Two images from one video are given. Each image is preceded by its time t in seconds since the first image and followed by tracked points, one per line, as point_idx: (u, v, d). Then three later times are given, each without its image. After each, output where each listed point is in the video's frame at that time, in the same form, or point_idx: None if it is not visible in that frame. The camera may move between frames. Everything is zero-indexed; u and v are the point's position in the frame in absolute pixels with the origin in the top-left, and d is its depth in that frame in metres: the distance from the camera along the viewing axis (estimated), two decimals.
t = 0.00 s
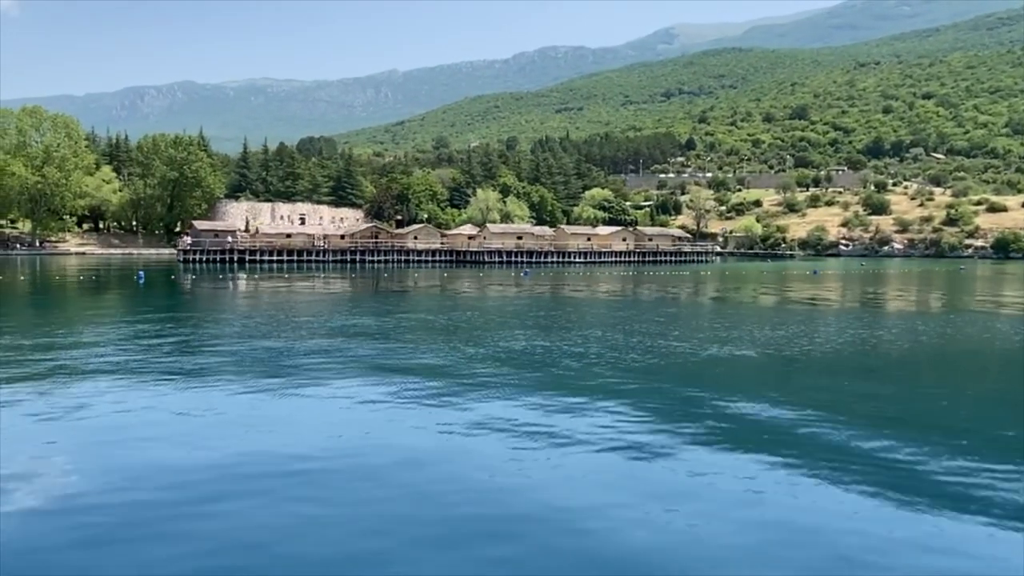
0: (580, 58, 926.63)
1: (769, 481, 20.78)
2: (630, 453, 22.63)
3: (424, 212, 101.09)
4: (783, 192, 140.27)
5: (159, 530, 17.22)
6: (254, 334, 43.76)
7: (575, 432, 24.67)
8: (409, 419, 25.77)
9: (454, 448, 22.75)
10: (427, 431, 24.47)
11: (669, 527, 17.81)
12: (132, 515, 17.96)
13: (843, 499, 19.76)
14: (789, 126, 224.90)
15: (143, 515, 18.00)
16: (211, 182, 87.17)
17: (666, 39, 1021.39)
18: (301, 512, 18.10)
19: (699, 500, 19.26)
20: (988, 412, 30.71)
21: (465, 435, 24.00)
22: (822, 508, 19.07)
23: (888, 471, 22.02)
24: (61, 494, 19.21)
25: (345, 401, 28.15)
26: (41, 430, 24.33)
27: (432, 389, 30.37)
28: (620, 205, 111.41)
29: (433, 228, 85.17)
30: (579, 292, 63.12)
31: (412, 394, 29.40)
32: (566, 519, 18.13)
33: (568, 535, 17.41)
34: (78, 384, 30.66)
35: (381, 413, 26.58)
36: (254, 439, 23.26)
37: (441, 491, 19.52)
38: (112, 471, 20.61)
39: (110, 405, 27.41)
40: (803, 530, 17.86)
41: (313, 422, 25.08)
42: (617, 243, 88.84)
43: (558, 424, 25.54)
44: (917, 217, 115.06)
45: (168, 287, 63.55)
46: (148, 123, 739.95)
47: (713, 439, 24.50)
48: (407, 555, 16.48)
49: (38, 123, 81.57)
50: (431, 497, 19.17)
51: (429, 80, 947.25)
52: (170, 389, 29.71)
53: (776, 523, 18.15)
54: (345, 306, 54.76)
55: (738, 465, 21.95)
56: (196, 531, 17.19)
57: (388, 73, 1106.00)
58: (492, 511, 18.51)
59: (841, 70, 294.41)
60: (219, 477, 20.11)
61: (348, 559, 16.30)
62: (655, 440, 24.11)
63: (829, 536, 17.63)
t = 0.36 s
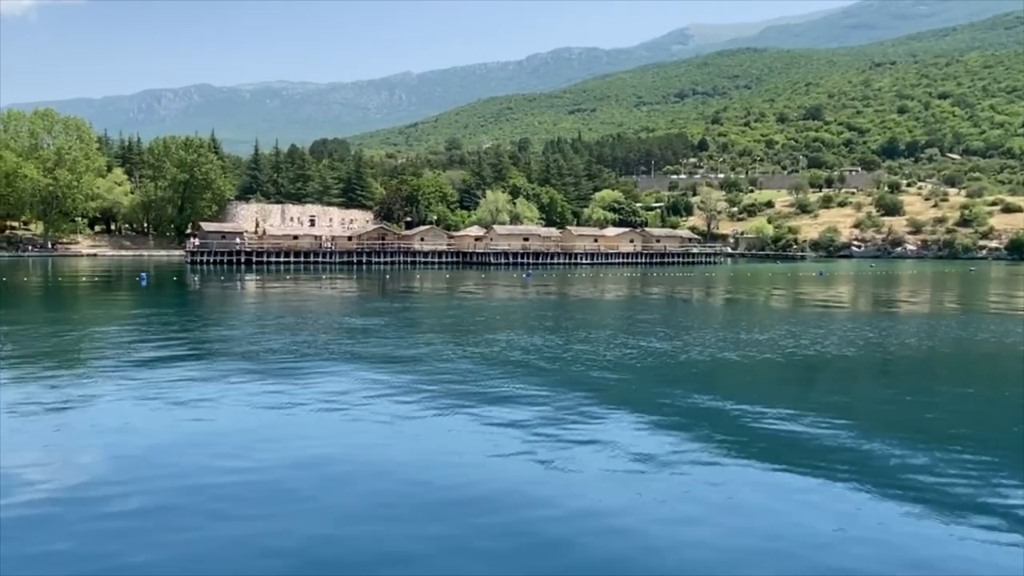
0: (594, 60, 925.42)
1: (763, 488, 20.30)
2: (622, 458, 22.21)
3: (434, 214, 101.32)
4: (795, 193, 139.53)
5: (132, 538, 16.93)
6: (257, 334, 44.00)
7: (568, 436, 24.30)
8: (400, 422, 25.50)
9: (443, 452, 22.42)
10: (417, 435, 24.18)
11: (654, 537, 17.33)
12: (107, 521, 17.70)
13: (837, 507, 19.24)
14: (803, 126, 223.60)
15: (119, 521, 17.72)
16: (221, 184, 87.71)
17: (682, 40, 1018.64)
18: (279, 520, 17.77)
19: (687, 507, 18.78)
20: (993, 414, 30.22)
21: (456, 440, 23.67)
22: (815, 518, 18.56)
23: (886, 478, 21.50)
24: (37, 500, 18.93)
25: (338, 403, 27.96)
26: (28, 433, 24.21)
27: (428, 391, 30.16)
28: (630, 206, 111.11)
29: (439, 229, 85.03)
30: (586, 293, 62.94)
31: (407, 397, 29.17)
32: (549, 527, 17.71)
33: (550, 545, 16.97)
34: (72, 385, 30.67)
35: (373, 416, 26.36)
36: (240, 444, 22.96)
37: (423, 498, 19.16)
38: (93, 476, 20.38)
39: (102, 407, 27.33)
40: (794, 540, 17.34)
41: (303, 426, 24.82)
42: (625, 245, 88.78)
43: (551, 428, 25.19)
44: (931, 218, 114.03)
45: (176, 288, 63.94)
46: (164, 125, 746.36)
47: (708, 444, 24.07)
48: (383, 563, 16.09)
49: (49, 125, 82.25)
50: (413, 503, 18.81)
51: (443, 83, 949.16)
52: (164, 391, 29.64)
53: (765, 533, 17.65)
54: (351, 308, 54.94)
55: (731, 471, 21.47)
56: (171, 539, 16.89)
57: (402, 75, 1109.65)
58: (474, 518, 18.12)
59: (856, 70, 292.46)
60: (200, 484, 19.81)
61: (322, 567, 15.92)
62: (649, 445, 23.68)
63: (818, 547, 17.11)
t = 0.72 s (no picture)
0: (610, 62, 923.42)
1: (762, 496, 19.81)
2: (620, 465, 21.81)
3: (446, 216, 101.59)
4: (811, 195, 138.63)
5: (116, 550, 16.67)
6: (264, 336, 44.29)
7: (567, 441, 23.89)
8: (397, 425, 25.26)
9: (437, 457, 22.12)
10: (414, 439, 23.90)
11: (648, 551, 16.90)
12: (89, 529, 17.59)
13: (838, 517, 18.74)
14: (821, 128, 222.03)
15: (105, 531, 17.52)
16: (234, 186, 88.44)
17: (699, 41, 1014.05)
18: (264, 532, 17.50)
19: (683, 519, 18.36)
20: (1003, 417, 29.73)
21: (451, 446, 23.37)
22: (813, 528, 18.09)
23: (890, 485, 21.01)
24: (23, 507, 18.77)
25: (336, 406, 27.84)
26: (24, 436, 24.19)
27: (428, 393, 29.98)
28: (644, 208, 110.77)
29: (449, 231, 85.01)
30: (596, 295, 62.77)
31: (406, 399, 28.99)
32: (541, 540, 17.32)
33: (539, 561, 16.53)
34: (73, 386, 30.75)
35: (371, 419, 26.16)
36: (233, 449, 22.74)
37: (415, 506, 18.80)
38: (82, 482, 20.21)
39: (100, 408, 27.32)
40: (791, 554, 16.89)
41: (299, 430, 24.57)
42: (636, 247, 88.66)
43: (550, 433, 24.86)
44: (948, 220, 112.83)
45: (187, 290, 64.42)
46: (184, 128, 752.93)
47: (710, 449, 23.64)
48: None
49: (65, 129, 83.04)
50: (403, 511, 18.53)
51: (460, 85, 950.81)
52: (162, 392, 29.68)
53: (754, 543, 17.31)
54: (360, 310, 55.15)
55: (731, 479, 20.98)
56: (155, 551, 16.67)
57: (419, 78, 1113.31)
58: (460, 524, 18.01)
59: (875, 70, 290.10)
60: (190, 492, 19.59)
61: None
62: (649, 450, 23.27)
63: (807, 555, 16.86)
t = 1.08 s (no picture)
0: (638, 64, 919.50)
1: (768, 503, 19.32)
2: (624, 469, 21.44)
3: (469, 218, 101.88)
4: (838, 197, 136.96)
5: (109, 548, 16.65)
6: (282, 338, 44.64)
7: (572, 444, 23.58)
8: (402, 424, 25.29)
9: (439, 456, 22.12)
10: (417, 440, 23.73)
11: (642, 559, 16.51)
12: (90, 522, 17.83)
13: (846, 525, 18.20)
14: (850, 129, 219.25)
15: (101, 528, 17.63)
16: (259, 189, 89.72)
17: (727, 43, 1006.47)
18: (257, 533, 17.37)
19: (681, 523, 18.04)
20: None
21: (454, 447, 23.16)
22: (818, 535, 17.58)
23: (902, 491, 20.41)
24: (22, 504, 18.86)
25: (343, 406, 27.82)
26: (32, 434, 24.48)
27: (436, 395, 29.87)
28: (668, 210, 110.17)
29: (469, 234, 85.08)
30: (616, 298, 62.46)
31: (413, 400, 28.88)
32: (535, 545, 17.02)
33: (532, 567, 16.20)
34: (87, 385, 31.15)
35: (376, 419, 26.09)
36: (235, 448, 22.82)
37: (410, 508, 18.61)
38: (83, 481, 20.30)
39: (113, 406, 27.71)
40: (792, 562, 16.39)
41: (302, 430, 24.53)
42: (657, 249, 88.46)
43: (555, 436, 24.58)
44: (979, 222, 110.75)
45: (210, 291, 65.24)
46: (214, 132, 763.07)
47: (717, 453, 23.21)
48: None
49: (94, 133, 84.43)
50: (398, 513, 18.34)
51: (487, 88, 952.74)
52: (175, 391, 30.06)
53: (750, 545, 17.09)
54: (379, 312, 55.41)
55: (736, 484, 20.52)
56: (146, 550, 16.62)
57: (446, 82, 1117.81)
58: (454, 521, 18.00)
59: (907, 70, 285.89)
60: (191, 488, 19.76)
61: None
62: (656, 453, 22.88)
63: (802, 558, 16.61)
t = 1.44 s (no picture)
0: (678, 63, 911.37)
1: (779, 510, 18.88)
2: (634, 471, 21.15)
3: (503, 220, 102.22)
4: (881, 198, 134.23)
5: (114, 538, 16.86)
6: (311, 336, 45.34)
7: (584, 446, 23.37)
8: (416, 422, 25.49)
9: (446, 454, 22.26)
10: (429, 439, 23.71)
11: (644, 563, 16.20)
12: (100, 507, 18.33)
13: (859, 535, 17.67)
14: (895, 129, 214.65)
15: (109, 512, 18.11)
16: (296, 190, 91.14)
17: (769, 42, 993.03)
18: (260, 526, 17.43)
19: (682, 522, 17.94)
20: None
21: (465, 446, 23.10)
22: (822, 538, 17.37)
23: (921, 501, 19.80)
24: (36, 492, 19.24)
25: (360, 405, 27.98)
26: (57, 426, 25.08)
27: (455, 395, 29.90)
28: (704, 212, 109.13)
29: (500, 234, 85.25)
30: (647, 300, 62.07)
31: (431, 399, 28.98)
32: (535, 546, 16.80)
33: (529, 560, 16.25)
34: (116, 379, 31.88)
35: (392, 416, 26.35)
36: (249, 439, 23.27)
37: (415, 508, 18.52)
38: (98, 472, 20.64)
39: (137, 399, 28.35)
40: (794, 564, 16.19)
41: (318, 425, 24.87)
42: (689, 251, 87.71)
43: (565, 434, 24.53)
44: None
45: (245, 290, 66.37)
46: (257, 134, 775.89)
47: (732, 457, 22.80)
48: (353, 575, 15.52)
49: (136, 134, 86.23)
50: (401, 511, 18.28)
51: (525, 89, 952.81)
52: (198, 385, 30.67)
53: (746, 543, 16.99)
54: (409, 312, 55.84)
55: (748, 490, 20.09)
56: (151, 540, 16.80)
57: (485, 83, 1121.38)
58: (453, 515, 18.13)
59: (955, 69, 279.04)
60: (201, 478, 20.20)
61: None
62: (669, 456, 22.54)
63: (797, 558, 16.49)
